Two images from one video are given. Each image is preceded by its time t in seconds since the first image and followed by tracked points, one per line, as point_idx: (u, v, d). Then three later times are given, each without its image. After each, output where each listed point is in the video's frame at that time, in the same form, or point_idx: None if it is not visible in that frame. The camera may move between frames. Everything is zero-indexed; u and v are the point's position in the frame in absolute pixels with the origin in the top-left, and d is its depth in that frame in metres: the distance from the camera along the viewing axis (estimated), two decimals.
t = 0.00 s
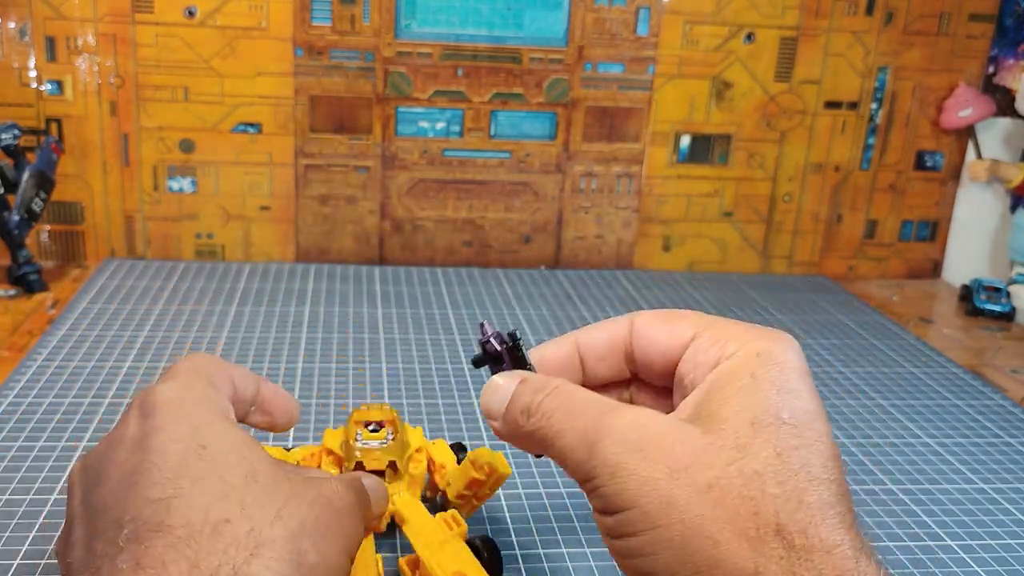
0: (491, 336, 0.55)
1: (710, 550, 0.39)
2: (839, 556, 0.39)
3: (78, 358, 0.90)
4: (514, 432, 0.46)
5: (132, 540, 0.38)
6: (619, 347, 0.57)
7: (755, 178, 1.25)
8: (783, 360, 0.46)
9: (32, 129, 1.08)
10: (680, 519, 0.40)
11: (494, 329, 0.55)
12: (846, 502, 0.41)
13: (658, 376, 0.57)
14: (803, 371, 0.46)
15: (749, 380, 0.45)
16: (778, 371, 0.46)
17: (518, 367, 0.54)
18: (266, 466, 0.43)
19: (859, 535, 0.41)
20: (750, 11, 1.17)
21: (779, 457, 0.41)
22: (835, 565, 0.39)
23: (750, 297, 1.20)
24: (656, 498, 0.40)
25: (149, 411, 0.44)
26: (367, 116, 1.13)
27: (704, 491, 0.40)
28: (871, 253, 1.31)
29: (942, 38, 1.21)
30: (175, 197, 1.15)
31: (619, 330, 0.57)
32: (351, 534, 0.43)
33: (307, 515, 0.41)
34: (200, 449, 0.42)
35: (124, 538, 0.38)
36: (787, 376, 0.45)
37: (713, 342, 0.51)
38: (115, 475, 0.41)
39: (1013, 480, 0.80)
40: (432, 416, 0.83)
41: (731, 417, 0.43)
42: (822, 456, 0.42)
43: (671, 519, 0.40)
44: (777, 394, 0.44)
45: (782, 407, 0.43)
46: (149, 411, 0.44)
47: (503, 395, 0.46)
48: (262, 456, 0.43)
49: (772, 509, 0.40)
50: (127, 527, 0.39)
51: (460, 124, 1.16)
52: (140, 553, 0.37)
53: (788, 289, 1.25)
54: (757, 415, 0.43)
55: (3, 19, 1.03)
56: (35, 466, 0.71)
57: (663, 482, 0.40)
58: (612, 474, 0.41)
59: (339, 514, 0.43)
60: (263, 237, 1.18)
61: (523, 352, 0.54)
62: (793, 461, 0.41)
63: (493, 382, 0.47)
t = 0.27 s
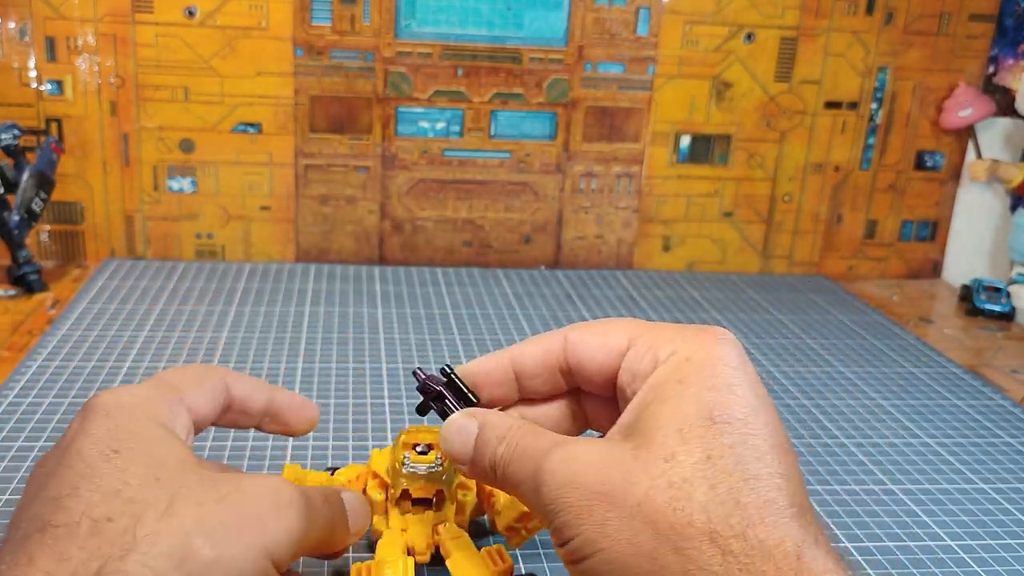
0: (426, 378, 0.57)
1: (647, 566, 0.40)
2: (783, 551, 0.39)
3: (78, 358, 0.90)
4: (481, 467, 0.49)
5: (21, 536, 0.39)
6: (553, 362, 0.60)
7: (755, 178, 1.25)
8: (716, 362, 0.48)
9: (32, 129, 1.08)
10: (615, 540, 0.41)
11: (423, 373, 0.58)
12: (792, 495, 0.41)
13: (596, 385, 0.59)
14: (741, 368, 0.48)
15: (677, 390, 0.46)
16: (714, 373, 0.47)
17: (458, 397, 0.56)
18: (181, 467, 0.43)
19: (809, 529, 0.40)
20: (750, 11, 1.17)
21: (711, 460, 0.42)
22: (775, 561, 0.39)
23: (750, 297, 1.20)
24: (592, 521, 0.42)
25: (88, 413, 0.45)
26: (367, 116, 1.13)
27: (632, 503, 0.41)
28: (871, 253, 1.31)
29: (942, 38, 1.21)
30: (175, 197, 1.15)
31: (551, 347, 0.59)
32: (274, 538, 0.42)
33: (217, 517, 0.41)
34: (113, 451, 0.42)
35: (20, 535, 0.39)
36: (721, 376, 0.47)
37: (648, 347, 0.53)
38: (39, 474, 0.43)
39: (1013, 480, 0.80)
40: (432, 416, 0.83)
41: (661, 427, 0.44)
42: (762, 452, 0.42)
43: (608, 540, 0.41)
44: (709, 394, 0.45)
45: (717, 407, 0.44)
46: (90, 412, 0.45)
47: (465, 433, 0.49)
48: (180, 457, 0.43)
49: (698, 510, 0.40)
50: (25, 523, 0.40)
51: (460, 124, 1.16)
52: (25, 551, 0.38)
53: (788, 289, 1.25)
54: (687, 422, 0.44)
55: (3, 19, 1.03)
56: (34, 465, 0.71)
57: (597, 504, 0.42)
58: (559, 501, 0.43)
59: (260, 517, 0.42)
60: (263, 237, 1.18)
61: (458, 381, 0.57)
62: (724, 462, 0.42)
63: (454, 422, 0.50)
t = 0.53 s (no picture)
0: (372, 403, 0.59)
1: (595, 564, 0.40)
2: (729, 535, 0.39)
3: (78, 358, 0.90)
4: (438, 474, 0.50)
5: (33, 558, 0.39)
6: (487, 372, 0.60)
7: (755, 178, 1.25)
8: (646, 351, 0.48)
9: (32, 129, 1.08)
10: (559, 541, 0.42)
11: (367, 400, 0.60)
12: (733, 477, 0.41)
13: (530, 388, 0.59)
14: (667, 354, 0.48)
15: (606, 383, 0.46)
16: (643, 363, 0.47)
17: (407, 411, 0.59)
18: (194, 496, 0.44)
19: (753, 510, 0.41)
20: (750, 11, 1.17)
21: (648, 450, 0.42)
22: (722, 547, 0.39)
23: (749, 297, 1.20)
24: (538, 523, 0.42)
25: (101, 430, 0.46)
26: (368, 116, 1.13)
27: (571, 504, 0.42)
28: (871, 253, 1.31)
29: (942, 38, 1.21)
30: (175, 197, 1.15)
31: (482, 358, 0.59)
32: None
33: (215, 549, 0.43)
34: (130, 472, 0.43)
35: (33, 554, 0.39)
36: (649, 365, 0.47)
37: (576, 344, 0.53)
38: (43, 489, 0.42)
39: (1013, 480, 0.80)
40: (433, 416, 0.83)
41: (595, 423, 0.44)
42: (698, 437, 0.43)
43: (552, 541, 0.42)
44: (638, 385, 0.46)
45: (646, 398, 0.45)
46: (105, 429, 0.46)
47: (422, 440, 0.50)
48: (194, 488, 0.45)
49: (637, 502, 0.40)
50: (37, 543, 0.39)
51: (460, 124, 1.16)
52: (37, 567, 0.38)
53: (787, 289, 1.25)
54: (621, 414, 0.44)
55: (4, 19, 1.03)
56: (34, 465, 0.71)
57: (539, 507, 0.43)
58: (504, 506, 0.44)
59: (242, 554, 0.45)
60: (263, 237, 1.18)
61: (403, 396, 0.59)
62: (660, 451, 0.42)
63: (410, 431, 0.51)
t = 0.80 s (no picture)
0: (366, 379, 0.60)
1: (592, 547, 0.40)
2: (731, 524, 0.39)
3: (78, 358, 0.90)
4: (434, 441, 0.49)
5: (33, 563, 0.39)
6: (489, 336, 0.60)
7: (755, 178, 1.25)
8: (652, 327, 0.48)
9: (32, 129, 1.08)
10: (557, 520, 0.41)
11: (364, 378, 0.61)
12: (738, 463, 0.42)
13: (533, 357, 0.59)
14: (676, 330, 0.48)
15: (612, 357, 0.46)
16: (650, 339, 0.47)
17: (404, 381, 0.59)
18: (200, 492, 0.43)
19: (756, 496, 0.41)
20: (750, 11, 1.17)
21: (653, 432, 0.42)
22: (723, 536, 0.39)
23: (749, 297, 1.20)
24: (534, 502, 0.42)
25: (107, 422, 0.46)
26: (368, 116, 1.13)
27: (572, 482, 0.41)
28: (871, 253, 1.31)
29: (941, 38, 1.21)
30: (175, 197, 1.15)
31: (485, 322, 0.60)
32: (273, 571, 0.43)
33: (224, 545, 0.42)
34: (130, 469, 0.43)
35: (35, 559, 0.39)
36: (657, 342, 0.47)
37: (582, 313, 0.53)
38: (50, 491, 0.42)
39: (1013, 480, 0.80)
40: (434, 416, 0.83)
41: (597, 400, 0.44)
42: (703, 422, 0.43)
43: (549, 521, 0.41)
44: (644, 361, 0.45)
45: (652, 377, 0.44)
46: (112, 420, 0.46)
47: (422, 406, 0.50)
48: (202, 482, 0.44)
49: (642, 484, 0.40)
50: (38, 547, 0.39)
51: (460, 124, 1.16)
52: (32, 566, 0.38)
53: (787, 289, 1.25)
54: (627, 392, 0.44)
55: (4, 19, 1.03)
56: (34, 465, 0.71)
57: (536, 483, 0.42)
58: (498, 480, 0.43)
59: (262, 551, 0.43)
60: (263, 237, 1.18)
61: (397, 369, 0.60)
62: (666, 434, 0.42)
63: (411, 396, 0.50)
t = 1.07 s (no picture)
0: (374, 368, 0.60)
1: (581, 548, 0.40)
2: (720, 523, 0.39)
3: (78, 358, 0.90)
4: (434, 440, 0.50)
5: (32, 560, 0.39)
6: (479, 336, 0.60)
7: (755, 178, 1.25)
8: (643, 319, 0.48)
9: (32, 129, 1.08)
10: (546, 523, 0.41)
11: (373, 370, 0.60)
12: (729, 458, 0.41)
13: (524, 355, 0.59)
14: (667, 322, 0.48)
15: (600, 352, 0.46)
16: (640, 332, 0.47)
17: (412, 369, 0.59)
18: (200, 491, 0.43)
19: (748, 492, 0.41)
20: (750, 11, 1.17)
21: (639, 431, 0.41)
22: (712, 536, 0.39)
23: (748, 297, 1.20)
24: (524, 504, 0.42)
25: (105, 415, 0.45)
26: (367, 116, 1.13)
27: (559, 485, 0.41)
28: (871, 253, 1.31)
29: (941, 38, 1.21)
30: (175, 197, 1.15)
31: (477, 321, 0.60)
32: (271, 570, 0.43)
33: (223, 547, 0.42)
34: (128, 468, 0.42)
35: (32, 558, 0.39)
36: (647, 334, 0.46)
37: (573, 306, 0.53)
38: (49, 486, 0.43)
39: (1013, 480, 0.80)
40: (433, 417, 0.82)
41: (585, 397, 0.44)
42: (692, 417, 0.42)
43: (538, 523, 0.42)
44: (632, 356, 0.45)
45: (640, 372, 0.44)
46: (109, 413, 0.45)
47: (421, 405, 0.50)
48: (201, 479, 0.43)
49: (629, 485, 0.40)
50: (35, 544, 0.40)
51: (460, 124, 1.16)
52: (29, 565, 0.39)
53: (786, 289, 1.25)
54: (613, 389, 0.43)
55: (4, 19, 1.03)
56: (34, 465, 0.71)
57: (524, 488, 0.42)
58: (487, 483, 0.44)
59: (263, 550, 0.43)
60: (263, 237, 1.18)
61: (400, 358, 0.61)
62: (653, 432, 0.41)
63: (410, 395, 0.51)
